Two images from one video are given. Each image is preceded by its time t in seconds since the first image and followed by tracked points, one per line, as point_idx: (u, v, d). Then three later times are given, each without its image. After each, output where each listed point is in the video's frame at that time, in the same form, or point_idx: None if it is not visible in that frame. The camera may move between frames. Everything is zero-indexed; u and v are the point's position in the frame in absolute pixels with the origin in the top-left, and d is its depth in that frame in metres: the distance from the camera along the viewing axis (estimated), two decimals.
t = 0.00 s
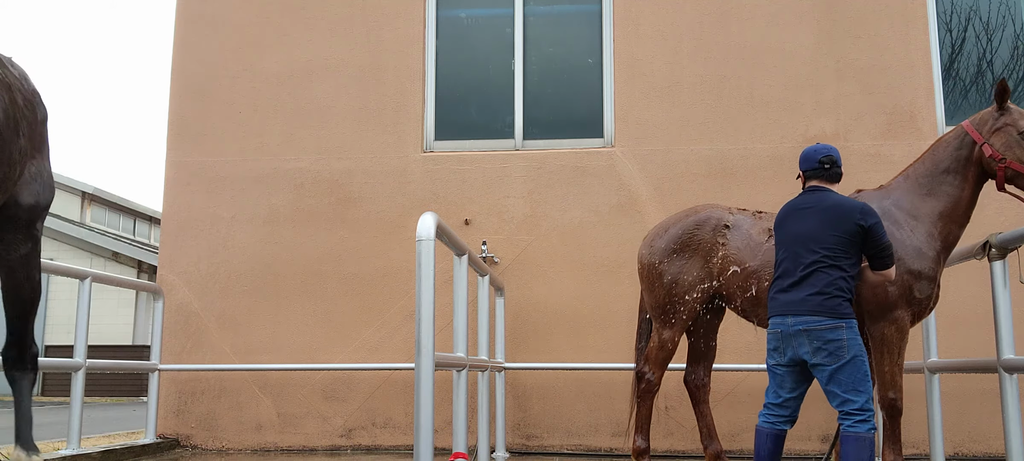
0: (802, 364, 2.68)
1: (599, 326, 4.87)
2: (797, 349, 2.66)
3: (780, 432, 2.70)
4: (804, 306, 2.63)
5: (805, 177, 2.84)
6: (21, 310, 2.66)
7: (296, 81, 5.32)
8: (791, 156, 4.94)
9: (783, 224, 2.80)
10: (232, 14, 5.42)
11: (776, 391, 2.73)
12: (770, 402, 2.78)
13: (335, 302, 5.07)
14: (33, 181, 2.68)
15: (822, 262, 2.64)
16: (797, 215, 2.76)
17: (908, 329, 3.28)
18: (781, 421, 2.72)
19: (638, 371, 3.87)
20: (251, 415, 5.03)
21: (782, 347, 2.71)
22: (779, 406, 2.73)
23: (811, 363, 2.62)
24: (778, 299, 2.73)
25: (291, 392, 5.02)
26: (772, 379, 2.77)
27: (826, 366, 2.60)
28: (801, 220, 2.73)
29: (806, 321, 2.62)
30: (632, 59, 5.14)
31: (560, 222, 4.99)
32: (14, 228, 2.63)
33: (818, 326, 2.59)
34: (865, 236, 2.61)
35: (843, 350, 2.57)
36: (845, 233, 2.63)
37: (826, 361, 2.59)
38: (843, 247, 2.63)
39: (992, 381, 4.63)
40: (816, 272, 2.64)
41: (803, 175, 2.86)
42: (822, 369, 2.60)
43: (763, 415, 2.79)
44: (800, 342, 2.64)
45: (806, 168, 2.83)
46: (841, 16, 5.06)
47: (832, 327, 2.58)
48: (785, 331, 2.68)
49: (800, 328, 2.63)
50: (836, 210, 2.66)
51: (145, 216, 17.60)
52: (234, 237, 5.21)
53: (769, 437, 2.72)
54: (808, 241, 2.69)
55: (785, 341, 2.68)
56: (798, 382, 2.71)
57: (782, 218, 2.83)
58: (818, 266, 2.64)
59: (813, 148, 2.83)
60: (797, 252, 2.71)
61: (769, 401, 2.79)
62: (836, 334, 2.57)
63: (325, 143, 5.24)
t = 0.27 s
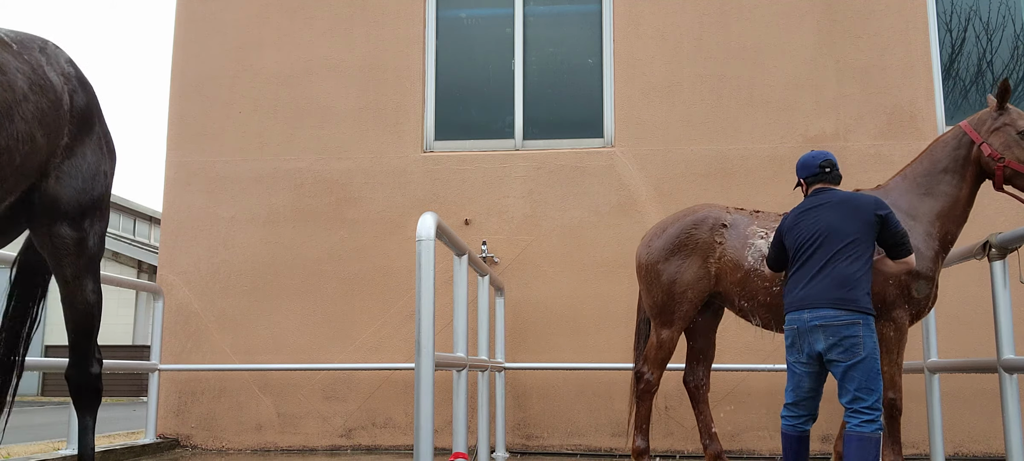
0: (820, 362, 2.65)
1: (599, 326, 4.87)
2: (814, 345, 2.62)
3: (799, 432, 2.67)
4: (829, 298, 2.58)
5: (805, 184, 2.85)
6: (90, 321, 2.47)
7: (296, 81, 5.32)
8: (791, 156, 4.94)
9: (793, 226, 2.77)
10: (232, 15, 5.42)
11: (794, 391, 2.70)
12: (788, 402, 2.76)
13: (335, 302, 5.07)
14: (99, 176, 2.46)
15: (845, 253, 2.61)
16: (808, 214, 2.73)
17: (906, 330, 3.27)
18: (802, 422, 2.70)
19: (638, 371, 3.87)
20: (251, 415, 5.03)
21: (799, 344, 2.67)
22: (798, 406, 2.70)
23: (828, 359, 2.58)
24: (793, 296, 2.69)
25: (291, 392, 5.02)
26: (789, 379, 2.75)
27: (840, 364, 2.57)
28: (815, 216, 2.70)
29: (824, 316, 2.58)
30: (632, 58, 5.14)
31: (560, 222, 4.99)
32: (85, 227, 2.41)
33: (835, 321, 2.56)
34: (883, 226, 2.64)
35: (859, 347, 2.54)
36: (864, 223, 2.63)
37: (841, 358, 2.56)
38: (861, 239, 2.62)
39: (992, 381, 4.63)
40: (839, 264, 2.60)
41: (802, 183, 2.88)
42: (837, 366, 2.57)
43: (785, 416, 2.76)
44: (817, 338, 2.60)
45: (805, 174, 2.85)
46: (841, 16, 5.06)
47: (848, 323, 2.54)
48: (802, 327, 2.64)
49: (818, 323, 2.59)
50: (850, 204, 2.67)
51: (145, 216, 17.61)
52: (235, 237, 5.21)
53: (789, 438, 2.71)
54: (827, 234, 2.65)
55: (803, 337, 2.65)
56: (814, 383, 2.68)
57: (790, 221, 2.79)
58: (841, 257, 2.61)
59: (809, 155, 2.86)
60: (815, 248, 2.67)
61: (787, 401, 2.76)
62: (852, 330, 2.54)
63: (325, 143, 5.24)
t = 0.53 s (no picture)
0: (818, 362, 2.65)
1: (599, 326, 4.87)
2: (811, 346, 2.61)
3: (801, 434, 2.67)
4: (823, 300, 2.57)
5: (781, 202, 2.92)
6: (100, 316, 2.28)
7: (297, 81, 5.32)
8: (791, 156, 4.94)
9: (779, 239, 2.79)
10: (232, 15, 5.42)
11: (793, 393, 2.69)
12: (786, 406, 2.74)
13: (335, 301, 5.07)
14: (114, 164, 2.31)
15: (829, 253, 2.62)
16: (791, 225, 2.76)
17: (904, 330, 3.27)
18: (801, 423, 2.69)
19: (635, 371, 3.88)
20: (251, 415, 5.03)
21: (797, 346, 2.67)
22: (797, 408, 2.70)
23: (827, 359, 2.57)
24: (786, 301, 2.69)
25: (291, 392, 5.02)
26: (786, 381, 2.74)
27: (839, 363, 2.56)
28: (796, 224, 2.73)
29: (818, 316, 2.57)
30: (632, 58, 5.14)
31: (560, 222, 4.99)
32: (95, 219, 2.22)
33: (831, 322, 2.55)
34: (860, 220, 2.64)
35: (856, 346, 2.53)
36: (841, 221, 2.65)
37: (841, 357, 2.55)
38: (843, 237, 2.63)
39: (992, 381, 4.63)
40: (827, 265, 2.61)
41: (776, 202, 2.96)
42: (837, 365, 2.56)
43: (783, 418, 2.76)
44: (815, 339, 2.59)
45: (777, 194, 2.93)
46: (841, 16, 5.06)
47: (844, 323, 2.54)
48: (798, 330, 2.64)
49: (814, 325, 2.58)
50: (825, 206, 2.70)
51: (144, 217, 17.61)
52: (235, 237, 5.21)
53: (791, 441, 2.70)
54: (810, 238, 2.67)
55: (800, 339, 2.64)
56: (812, 384, 2.67)
57: (776, 236, 2.82)
58: (827, 258, 2.62)
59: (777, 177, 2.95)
60: (800, 254, 2.68)
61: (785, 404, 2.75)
62: (849, 330, 2.54)
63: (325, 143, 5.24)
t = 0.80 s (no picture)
0: (810, 359, 2.63)
1: (599, 326, 4.88)
2: (805, 341, 2.59)
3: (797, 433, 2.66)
4: (816, 296, 2.57)
5: (759, 217, 2.94)
6: (77, 315, 2.07)
7: (297, 81, 5.32)
8: (791, 156, 4.94)
9: (764, 247, 2.79)
10: (233, 15, 5.43)
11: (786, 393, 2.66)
12: (779, 405, 2.72)
13: (335, 301, 5.07)
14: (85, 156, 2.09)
15: (819, 252, 2.63)
16: (775, 230, 2.77)
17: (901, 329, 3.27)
18: (796, 424, 2.67)
19: (633, 372, 3.90)
20: (251, 415, 5.03)
21: (789, 342, 2.64)
22: (791, 408, 2.67)
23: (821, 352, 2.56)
24: (779, 302, 2.67)
25: (291, 393, 5.03)
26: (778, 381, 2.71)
27: (832, 356, 2.55)
28: (782, 228, 2.74)
29: (814, 311, 2.56)
30: (632, 58, 5.14)
31: (560, 222, 4.99)
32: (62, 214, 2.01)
33: (825, 315, 2.54)
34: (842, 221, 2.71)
35: (849, 338, 2.54)
36: (825, 222, 2.69)
37: (834, 350, 2.54)
38: (830, 235, 2.66)
39: (991, 381, 4.63)
40: (817, 263, 2.62)
41: (753, 219, 2.98)
42: (830, 359, 2.55)
43: (775, 419, 2.73)
44: (809, 334, 2.58)
45: (753, 211, 2.95)
46: (841, 17, 5.06)
47: (837, 316, 2.54)
48: (792, 325, 2.61)
49: (809, 319, 2.57)
50: (808, 209, 2.73)
51: (145, 216, 17.62)
52: (235, 237, 5.21)
53: (787, 442, 2.67)
54: (797, 240, 2.68)
55: (793, 335, 2.61)
56: (805, 381, 2.65)
57: (761, 245, 2.83)
58: (817, 256, 2.63)
59: (750, 197, 2.98)
60: (789, 255, 2.68)
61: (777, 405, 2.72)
62: (842, 323, 2.54)
63: (325, 143, 5.25)
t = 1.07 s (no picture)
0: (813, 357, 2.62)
1: (599, 326, 4.87)
2: (809, 338, 2.58)
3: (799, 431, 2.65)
4: (813, 293, 2.57)
5: (740, 220, 2.93)
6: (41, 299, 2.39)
7: (297, 81, 5.32)
8: (791, 156, 4.94)
9: (751, 250, 2.80)
10: (232, 15, 5.42)
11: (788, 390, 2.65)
12: (781, 404, 2.70)
13: (335, 301, 5.07)
14: (29, 148, 2.45)
15: (808, 250, 2.65)
16: (761, 234, 2.77)
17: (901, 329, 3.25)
18: (796, 421, 2.66)
19: (633, 372, 3.88)
20: (251, 415, 5.03)
21: (792, 341, 2.63)
22: (793, 406, 2.66)
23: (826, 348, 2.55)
24: (775, 303, 2.66)
25: (291, 393, 5.02)
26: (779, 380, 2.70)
27: (837, 352, 2.55)
28: (768, 230, 2.75)
29: (814, 308, 2.56)
30: (632, 58, 5.14)
31: (560, 222, 4.99)
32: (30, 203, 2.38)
33: (828, 311, 2.54)
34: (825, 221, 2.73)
35: (852, 333, 2.54)
36: (810, 223, 2.70)
37: (839, 345, 2.54)
38: (817, 236, 2.67)
39: (992, 381, 4.63)
40: (809, 262, 2.63)
41: (734, 222, 2.97)
42: (835, 354, 2.55)
43: (776, 418, 2.72)
44: (813, 330, 2.56)
45: (735, 214, 2.94)
46: (841, 16, 5.05)
47: (840, 312, 2.53)
48: (794, 323, 2.59)
49: (811, 316, 2.55)
50: (791, 212, 2.75)
51: (145, 216, 17.63)
52: (235, 237, 5.21)
53: (788, 440, 2.66)
54: (786, 240, 2.69)
55: (796, 333, 2.60)
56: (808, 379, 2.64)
57: (748, 250, 2.83)
58: (808, 256, 2.64)
59: (731, 200, 2.97)
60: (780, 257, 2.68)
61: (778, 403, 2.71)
62: (845, 318, 2.53)
63: (325, 143, 5.24)
